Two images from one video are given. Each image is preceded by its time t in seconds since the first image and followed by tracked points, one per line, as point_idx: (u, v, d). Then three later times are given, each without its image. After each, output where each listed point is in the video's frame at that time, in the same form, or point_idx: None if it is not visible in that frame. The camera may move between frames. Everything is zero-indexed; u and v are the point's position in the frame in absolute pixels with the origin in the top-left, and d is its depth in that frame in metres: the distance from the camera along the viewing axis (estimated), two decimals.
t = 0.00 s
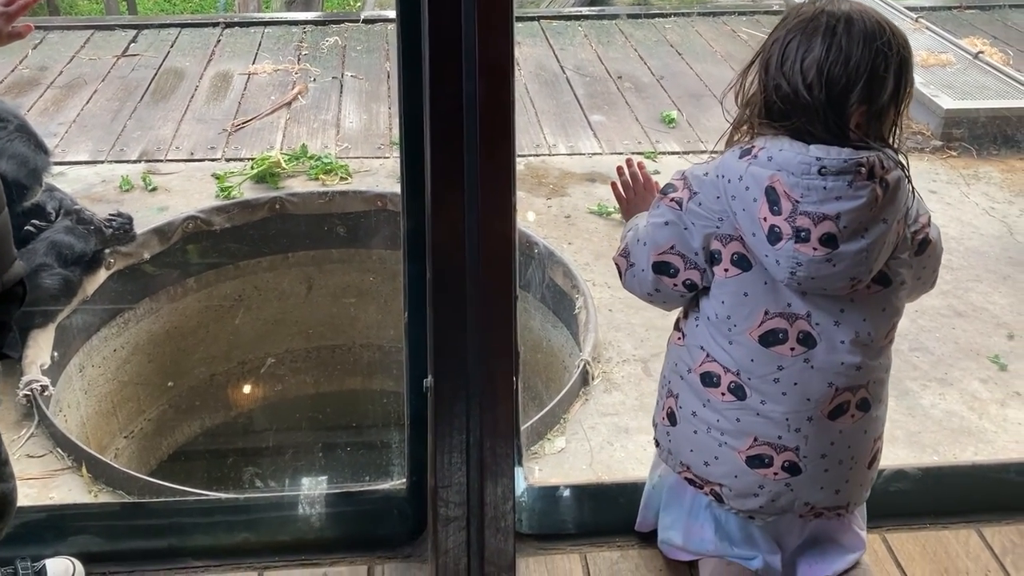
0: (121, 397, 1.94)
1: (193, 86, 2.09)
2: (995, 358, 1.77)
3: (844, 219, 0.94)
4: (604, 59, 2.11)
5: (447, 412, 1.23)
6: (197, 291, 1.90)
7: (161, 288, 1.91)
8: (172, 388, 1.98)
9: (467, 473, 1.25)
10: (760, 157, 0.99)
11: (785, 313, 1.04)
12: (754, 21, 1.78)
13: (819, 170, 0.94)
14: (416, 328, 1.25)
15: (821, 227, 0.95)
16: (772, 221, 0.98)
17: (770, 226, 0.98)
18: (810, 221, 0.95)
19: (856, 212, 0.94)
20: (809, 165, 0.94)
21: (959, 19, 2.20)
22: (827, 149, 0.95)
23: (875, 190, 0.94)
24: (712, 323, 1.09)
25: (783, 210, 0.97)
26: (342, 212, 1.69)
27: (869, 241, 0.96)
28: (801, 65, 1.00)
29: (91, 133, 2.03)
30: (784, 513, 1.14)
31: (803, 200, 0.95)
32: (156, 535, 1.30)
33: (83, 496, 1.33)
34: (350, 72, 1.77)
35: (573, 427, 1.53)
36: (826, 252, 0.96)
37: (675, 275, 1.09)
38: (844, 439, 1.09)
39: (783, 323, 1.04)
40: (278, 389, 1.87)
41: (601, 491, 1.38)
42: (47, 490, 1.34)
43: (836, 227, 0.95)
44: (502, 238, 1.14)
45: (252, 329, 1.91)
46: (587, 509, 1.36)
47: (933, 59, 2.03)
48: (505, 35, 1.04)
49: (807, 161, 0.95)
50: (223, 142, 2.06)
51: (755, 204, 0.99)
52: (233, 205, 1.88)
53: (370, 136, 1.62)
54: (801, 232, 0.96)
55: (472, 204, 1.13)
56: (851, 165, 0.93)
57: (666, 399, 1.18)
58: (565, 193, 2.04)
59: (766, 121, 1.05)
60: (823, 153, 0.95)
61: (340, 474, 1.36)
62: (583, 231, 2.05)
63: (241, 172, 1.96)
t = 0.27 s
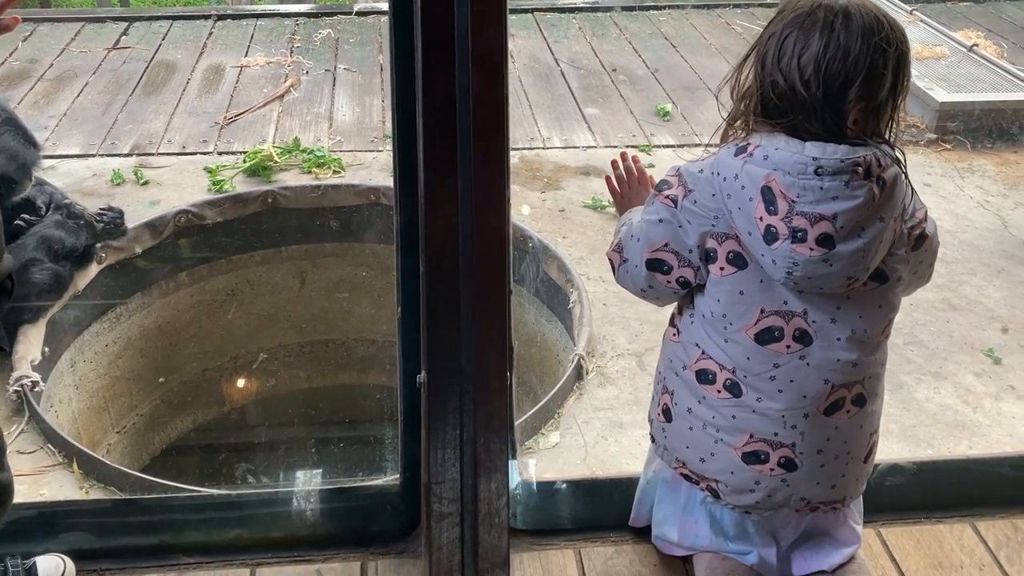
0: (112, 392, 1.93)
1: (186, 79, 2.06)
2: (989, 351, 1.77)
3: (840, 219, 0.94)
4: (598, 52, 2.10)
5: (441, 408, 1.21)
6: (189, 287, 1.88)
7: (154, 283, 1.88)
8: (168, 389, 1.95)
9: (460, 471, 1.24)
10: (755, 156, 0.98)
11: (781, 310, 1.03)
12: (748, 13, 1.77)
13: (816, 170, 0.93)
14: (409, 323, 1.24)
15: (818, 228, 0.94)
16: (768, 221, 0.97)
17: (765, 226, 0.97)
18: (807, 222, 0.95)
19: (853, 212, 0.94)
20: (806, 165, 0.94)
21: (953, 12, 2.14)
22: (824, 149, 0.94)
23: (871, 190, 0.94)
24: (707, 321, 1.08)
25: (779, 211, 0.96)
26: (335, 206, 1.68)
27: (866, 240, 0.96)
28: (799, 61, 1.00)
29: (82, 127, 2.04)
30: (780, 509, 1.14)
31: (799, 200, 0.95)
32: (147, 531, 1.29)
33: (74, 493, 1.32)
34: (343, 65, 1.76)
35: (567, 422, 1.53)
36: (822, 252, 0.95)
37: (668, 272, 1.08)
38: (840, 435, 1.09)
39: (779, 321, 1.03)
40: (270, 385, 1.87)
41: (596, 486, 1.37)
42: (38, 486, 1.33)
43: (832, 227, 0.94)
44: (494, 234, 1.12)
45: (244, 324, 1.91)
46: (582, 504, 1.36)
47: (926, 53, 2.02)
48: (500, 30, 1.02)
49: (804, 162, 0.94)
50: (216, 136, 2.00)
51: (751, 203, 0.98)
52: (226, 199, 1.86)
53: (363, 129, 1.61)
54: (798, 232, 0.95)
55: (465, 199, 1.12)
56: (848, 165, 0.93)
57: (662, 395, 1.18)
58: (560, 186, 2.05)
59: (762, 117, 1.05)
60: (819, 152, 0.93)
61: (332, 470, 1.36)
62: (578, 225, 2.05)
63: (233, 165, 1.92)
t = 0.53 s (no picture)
0: (106, 389, 1.92)
1: (179, 73, 2.02)
2: (990, 347, 1.76)
3: (847, 215, 0.92)
4: (596, 44, 2.13)
5: (438, 407, 1.19)
6: (183, 282, 1.90)
7: (146, 279, 1.91)
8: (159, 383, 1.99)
9: (460, 470, 1.22)
10: (759, 150, 0.96)
11: (785, 308, 1.02)
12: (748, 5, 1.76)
13: (822, 165, 0.92)
14: (406, 320, 1.22)
15: (824, 223, 0.93)
16: (773, 217, 0.95)
17: (770, 222, 0.96)
18: (813, 218, 0.93)
19: (859, 207, 0.92)
20: (811, 159, 0.92)
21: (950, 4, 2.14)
22: (829, 144, 0.93)
23: (877, 184, 0.92)
24: (710, 318, 1.07)
25: (784, 206, 0.94)
26: (330, 200, 1.65)
27: (872, 236, 0.94)
28: (804, 55, 0.98)
29: (73, 120, 1.98)
30: (784, 509, 1.13)
31: (805, 196, 0.93)
32: (143, 531, 1.28)
33: (67, 493, 1.30)
34: (338, 57, 1.72)
35: (567, 419, 1.51)
36: (828, 249, 0.94)
37: (670, 269, 1.06)
38: (844, 434, 1.08)
39: (782, 318, 1.02)
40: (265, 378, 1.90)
41: (596, 485, 1.36)
42: (30, 486, 1.30)
43: (838, 223, 0.93)
44: (492, 231, 1.10)
45: (239, 319, 1.93)
46: (582, 503, 1.34)
47: (927, 46, 2.02)
48: (500, 22, 1.00)
49: (809, 157, 0.92)
50: (210, 129, 1.99)
51: (755, 199, 0.97)
52: (219, 193, 1.84)
53: (357, 122, 1.59)
54: (803, 228, 0.93)
55: (464, 194, 1.09)
56: (854, 159, 0.91)
57: (663, 394, 1.16)
58: (557, 181, 1.99)
59: (765, 112, 1.03)
60: (825, 147, 0.92)
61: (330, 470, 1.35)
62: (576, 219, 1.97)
63: (227, 159, 1.92)
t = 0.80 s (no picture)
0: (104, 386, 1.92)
1: (175, 66, 1.97)
2: (997, 344, 1.75)
3: (865, 211, 0.91)
4: (595, 37, 2.04)
5: (445, 408, 1.17)
6: (182, 278, 1.88)
7: (144, 275, 1.89)
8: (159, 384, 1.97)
9: (468, 471, 1.20)
10: (773, 146, 0.95)
11: (800, 307, 1.01)
12: None
13: (840, 161, 0.90)
14: (411, 319, 1.21)
15: (842, 221, 0.91)
16: (789, 214, 0.94)
17: (787, 219, 0.94)
18: (831, 215, 0.92)
19: (877, 204, 0.91)
20: (829, 155, 0.90)
21: None
22: (845, 138, 0.91)
23: (896, 180, 0.91)
24: (723, 318, 1.06)
25: (800, 203, 0.93)
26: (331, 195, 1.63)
27: (891, 233, 0.93)
28: (819, 50, 0.96)
29: (69, 112, 1.95)
30: (798, 511, 1.12)
31: (823, 192, 0.91)
32: (144, 534, 1.26)
33: (68, 495, 1.28)
34: (337, 51, 1.71)
35: (572, 417, 1.50)
36: (846, 246, 0.92)
37: (681, 268, 1.05)
38: (860, 435, 1.07)
39: (798, 318, 1.01)
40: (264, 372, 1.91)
41: (605, 485, 1.34)
42: (30, 488, 1.28)
43: (856, 220, 0.91)
44: (501, 229, 1.08)
45: (238, 316, 1.91)
46: (589, 504, 1.33)
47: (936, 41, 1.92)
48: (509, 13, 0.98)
49: (826, 151, 0.91)
50: (208, 124, 1.95)
51: (771, 195, 0.95)
52: (219, 189, 1.80)
53: (357, 116, 1.57)
54: (821, 226, 0.92)
55: (471, 189, 1.07)
56: (873, 155, 0.90)
57: (674, 394, 1.15)
58: (559, 174, 2.00)
59: (779, 107, 1.01)
60: (842, 142, 0.91)
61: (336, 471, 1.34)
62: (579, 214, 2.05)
63: (225, 154, 1.88)
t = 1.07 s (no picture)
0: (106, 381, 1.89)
1: (174, 58, 1.97)
2: (1004, 337, 1.74)
3: (882, 209, 0.90)
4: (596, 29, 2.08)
5: (455, 406, 1.16)
6: (183, 271, 1.83)
7: (147, 270, 1.83)
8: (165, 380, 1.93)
9: (478, 467, 1.19)
10: (788, 142, 0.94)
11: (816, 304, 1.00)
12: None
13: (856, 158, 0.89)
14: (419, 316, 1.20)
15: (859, 218, 0.90)
16: (805, 212, 0.93)
17: (802, 217, 0.93)
18: (847, 212, 0.91)
19: (894, 201, 0.90)
20: (845, 152, 0.89)
21: None
22: (860, 134, 0.90)
23: (913, 176, 0.90)
24: (738, 315, 1.05)
25: (817, 201, 0.92)
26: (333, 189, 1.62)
27: (908, 230, 0.92)
28: (834, 43, 0.95)
29: (68, 107, 1.90)
30: (814, 507, 1.13)
31: (839, 189, 0.90)
32: (150, 531, 1.25)
33: (72, 492, 1.27)
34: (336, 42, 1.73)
35: (579, 412, 1.49)
36: (863, 244, 0.91)
37: (695, 266, 1.04)
38: (876, 431, 1.07)
39: (814, 315, 1.01)
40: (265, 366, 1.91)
41: (616, 480, 1.33)
42: (34, 485, 1.27)
43: (873, 218, 0.90)
44: (509, 222, 1.07)
45: (239, 310, 1.90)
46: (597, 499, 1.32)
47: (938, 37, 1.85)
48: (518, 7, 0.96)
49: (842, 147, 0.90)
50: (207, 116, 1.94)
51: (786, 193, 0.94)
52: (221, 182, 1.80)
53: (359, 108, 1.56)
54: (837, 223, 0.91)
55: (481, 183, 1.06)
56: (890, 151, 0.88)
57: (688, 391, 1.15)
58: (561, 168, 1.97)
59: (793, 100, 1.00)
60: (858, 139, 0.89)
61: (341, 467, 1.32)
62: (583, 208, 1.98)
63: (225, 147, 1.88)
